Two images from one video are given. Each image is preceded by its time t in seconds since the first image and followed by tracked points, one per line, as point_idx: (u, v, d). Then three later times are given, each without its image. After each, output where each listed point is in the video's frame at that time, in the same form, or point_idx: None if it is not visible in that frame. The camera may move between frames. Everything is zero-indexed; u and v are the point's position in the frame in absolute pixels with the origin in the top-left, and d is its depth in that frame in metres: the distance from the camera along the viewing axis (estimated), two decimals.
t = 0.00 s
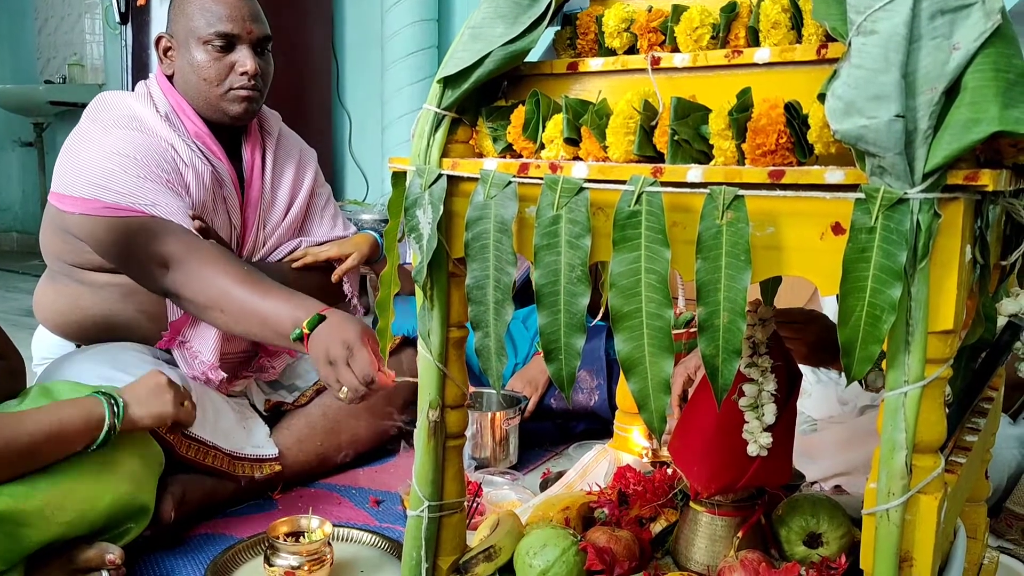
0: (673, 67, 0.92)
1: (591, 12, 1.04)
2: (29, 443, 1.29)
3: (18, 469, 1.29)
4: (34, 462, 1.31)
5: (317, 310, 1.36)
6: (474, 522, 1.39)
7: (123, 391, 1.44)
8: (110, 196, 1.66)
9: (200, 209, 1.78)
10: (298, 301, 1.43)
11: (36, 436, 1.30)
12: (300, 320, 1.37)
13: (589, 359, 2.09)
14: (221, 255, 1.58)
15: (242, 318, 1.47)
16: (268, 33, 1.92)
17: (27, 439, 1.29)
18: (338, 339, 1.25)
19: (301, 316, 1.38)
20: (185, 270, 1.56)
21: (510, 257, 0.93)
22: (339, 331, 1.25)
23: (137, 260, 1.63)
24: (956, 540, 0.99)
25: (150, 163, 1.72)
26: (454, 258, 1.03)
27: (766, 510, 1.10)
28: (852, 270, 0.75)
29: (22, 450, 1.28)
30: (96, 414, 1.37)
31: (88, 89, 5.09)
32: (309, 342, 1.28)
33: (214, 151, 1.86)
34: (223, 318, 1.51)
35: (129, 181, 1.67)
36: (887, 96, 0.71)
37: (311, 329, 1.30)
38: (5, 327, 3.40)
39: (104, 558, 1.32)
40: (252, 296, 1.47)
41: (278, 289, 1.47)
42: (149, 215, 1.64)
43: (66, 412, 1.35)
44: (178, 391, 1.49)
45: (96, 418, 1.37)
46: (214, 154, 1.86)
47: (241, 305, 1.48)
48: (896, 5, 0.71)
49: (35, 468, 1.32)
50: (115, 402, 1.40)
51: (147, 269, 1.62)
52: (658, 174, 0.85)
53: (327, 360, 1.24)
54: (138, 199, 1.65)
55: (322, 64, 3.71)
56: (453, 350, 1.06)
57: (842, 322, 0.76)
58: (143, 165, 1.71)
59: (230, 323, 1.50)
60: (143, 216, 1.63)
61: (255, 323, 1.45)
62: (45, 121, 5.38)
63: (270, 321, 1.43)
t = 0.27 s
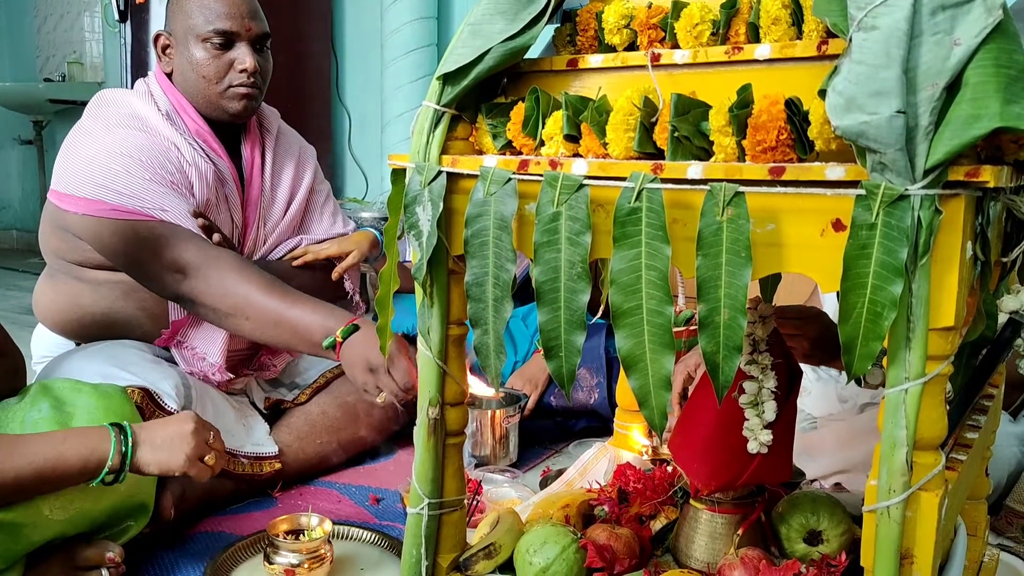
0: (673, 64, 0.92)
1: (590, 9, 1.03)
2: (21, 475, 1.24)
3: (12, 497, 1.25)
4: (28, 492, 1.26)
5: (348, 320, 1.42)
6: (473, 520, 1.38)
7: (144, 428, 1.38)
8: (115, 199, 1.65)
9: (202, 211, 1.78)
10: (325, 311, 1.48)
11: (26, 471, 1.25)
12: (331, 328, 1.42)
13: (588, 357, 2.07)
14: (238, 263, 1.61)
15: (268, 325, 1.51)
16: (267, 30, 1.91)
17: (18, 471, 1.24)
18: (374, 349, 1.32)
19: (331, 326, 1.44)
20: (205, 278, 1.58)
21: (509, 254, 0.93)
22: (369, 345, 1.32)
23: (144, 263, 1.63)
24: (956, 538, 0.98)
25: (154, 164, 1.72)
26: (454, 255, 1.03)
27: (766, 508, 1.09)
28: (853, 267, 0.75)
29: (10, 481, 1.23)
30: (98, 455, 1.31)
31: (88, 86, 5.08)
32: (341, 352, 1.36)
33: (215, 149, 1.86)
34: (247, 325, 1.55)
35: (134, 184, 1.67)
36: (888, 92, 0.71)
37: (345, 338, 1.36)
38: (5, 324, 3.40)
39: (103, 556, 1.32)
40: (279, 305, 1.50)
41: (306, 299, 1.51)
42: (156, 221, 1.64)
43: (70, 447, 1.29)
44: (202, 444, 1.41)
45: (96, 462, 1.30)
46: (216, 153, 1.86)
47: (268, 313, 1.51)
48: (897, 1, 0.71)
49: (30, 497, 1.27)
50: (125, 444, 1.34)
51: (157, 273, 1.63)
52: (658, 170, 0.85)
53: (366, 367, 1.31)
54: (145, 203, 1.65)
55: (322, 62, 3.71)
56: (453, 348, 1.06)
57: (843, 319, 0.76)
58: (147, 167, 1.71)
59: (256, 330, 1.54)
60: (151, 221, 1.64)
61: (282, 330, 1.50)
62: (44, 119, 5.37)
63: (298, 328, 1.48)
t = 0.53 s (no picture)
0: (676, 61, 0.92)
1: (592, 7, 1.03)
2: (49, 481, 1.23)
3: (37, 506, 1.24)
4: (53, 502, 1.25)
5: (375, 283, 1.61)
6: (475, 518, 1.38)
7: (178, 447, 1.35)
8: (126, 190, 1.66)
9: (212, 201, 1.78)
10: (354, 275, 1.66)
11: (54, 477, 1.23)
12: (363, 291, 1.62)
13: (591, 355, 2.07)
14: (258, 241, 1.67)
15: (302, 296, 1.63)
16: (268, 28, 1.91)
17: (47, 477, 1.23)
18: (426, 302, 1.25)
19: (361, 289, 1.63)
20: (228, 259, 1.63)
21: (512, 251, 0.93)
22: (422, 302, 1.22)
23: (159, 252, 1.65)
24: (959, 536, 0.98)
25: (161, 156, 1.72)
26: (455, 253, 1.03)
27: (768, 506, 1.09)
28: (856, 265, 0.75)
29: (37, 486, 1.22)
30: (126, 470, 1.29)
31: (88, 85, 5.09)
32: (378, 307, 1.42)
33: (219, 144, 1.86)
34: (277, 299, 1.65)
35: (143, 174, 1.67)
36: (891, 89, 0.70)
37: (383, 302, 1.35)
38: (7, 323, 3.40)
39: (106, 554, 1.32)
40: (309, 274, 1.63)
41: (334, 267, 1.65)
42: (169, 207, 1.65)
43: (98, 459, 1.27)
44: (233, 464, 1.33)
45: (124, 477, 1.29)
46: (218, 148, 1.86)
47: (298, 285, 1.63)
48: None
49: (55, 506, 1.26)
50: (154, 461, 1.32)
51: (173, 258, 1.65)
52: (660, 168, 0.85)
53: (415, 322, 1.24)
54: (156, 191, 1.66)
55: (323, 60, 3.70)
56: (454, 345, 1.06)
57: (846, 317, 0.76)
58: (154, 158, 1.71)
59: (287, 303, 1.64)
60: (162, 210, 1.64)
61: (316, 298, 1.63)
62: (46, 118, 5.38)
63: (332, 295, 1.62)
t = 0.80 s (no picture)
0: (678, 60, 0.92)
1: (593, 5, 1.03)
2: (111, 481, 1.26)
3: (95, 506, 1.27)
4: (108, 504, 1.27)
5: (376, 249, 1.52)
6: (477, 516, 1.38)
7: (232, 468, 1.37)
8: (126, 181, 1.66)
9: (212, 192, 1.79)
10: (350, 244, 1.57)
11: (116, 479, 1.26)
12: (361, 257, 1.51)
13: (592, 354, 2.07)
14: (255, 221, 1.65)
15: (300, 270, 1.60)
16: (266, 26, 1.91)
17: (110, 475, 1.26)
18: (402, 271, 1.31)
19: (360, 256, 1.53)
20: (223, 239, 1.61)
21: (514, 250, 0.93)
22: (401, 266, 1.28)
23: (160, 244, 1.65)
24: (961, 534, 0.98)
25: (159, 149, 1.72)
26: (457, 252, 1.02)
27: (769, 504, 1.09)
28: (858, 263, 0.75)
29: (100, 484, 1.25)
30: (185, 480, 1.32)
31: (90, 84, 5.09)
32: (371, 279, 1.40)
33: (217, 140, 1.86)
34: (276, 274, 1.62)
35: (142, 165, 1.67)
36: (893, 87, 0.70)
37: (376, 263, 1.46)
38: (10, 322, 3.41)
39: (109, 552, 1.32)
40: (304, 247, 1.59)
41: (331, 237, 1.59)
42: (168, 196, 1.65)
43: (162, 467, 1.31)
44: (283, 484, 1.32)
45: (180, 487, 1.31)
46: (216, 144, 1.86)
47: (294, 258, 1.59)
48: None
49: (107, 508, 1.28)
50: (211, 475, 1.34)
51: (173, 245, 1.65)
52: (662, 167, 0.85)
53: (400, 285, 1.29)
54: (155, 181, 1.66)
55: (324, 59, 3.70)
56: (457, 344, 1.06)
57: (848, 315, 0.76)
58: (153, 151, 1.71)
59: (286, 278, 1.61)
60: (162, 197, 1.65)
61: (314, 270, 1.58)
62: (48, 117, 5.38)
63: (329, 266, 1.56)
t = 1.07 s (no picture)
0: (679, 60, 0.92)
1: (594, 5, 1.03)
2: (143, 486, 1.27)
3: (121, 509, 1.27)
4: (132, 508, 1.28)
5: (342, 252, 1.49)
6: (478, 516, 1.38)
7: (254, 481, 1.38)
8: (116, 180, 1.66)
9: (204, 192, 1.78)
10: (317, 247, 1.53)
11: (146, 486, 1.27)
12: (327, 262, 1.48)
13: (594, 354, 2.07)
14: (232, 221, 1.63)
15: (266, 274, 1.56)
16: (264, 25, 1.91)
17: (143, 481, 1.27)
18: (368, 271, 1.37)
19: (326, 260, 1.49)
20: (197, 239, 1.60)
21: (515, 250, 0.93)
22: (370, 262, 1.37)
23: (148, 244, 1.64)
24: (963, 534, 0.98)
25: (151, 149, 1.72)
26: (459, 252, 1.02)
27: (771, 505, 1.09)
28: (860, 263, 0.74)
29: (131, 490, 1.26)
30: (212, 491, 1.33)
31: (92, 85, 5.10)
32: (340, 281, 1.41)
33: (212, 140, 1.86)
34: (246, 278, 1.60)
35: (132, 165, 1.67)
36: (895, 87, 0.70)
37: (340, 267, 1.42)
38: (13, 322, 3.42)
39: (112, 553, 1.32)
40: (270, 250, 1.56)
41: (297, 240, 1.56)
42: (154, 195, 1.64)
43: (187, 475, 1.32)
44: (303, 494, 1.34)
45: (206, 497, 1.32)
46: (212, 145, 1.86)
47: (262, 262, 1.56)
48: None
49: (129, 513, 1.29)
50: (237, 487, 1.35)
51: (159, 245, 1.63)
52: (664, 167, 0.84)
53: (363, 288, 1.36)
54: (143, 180, 1.65)
55: (325, 59, 3.71)
56: (458, 345, 1.06)
57: (850, 315, 0.75)
58: (144, 151, 1.70)
59: (255, 282, 1.59)
60: (148, 196, 1.63)
61: (280, 274, 1.55)
62: (49, 118, 5.39)
63: (292, 269, 1.53)
